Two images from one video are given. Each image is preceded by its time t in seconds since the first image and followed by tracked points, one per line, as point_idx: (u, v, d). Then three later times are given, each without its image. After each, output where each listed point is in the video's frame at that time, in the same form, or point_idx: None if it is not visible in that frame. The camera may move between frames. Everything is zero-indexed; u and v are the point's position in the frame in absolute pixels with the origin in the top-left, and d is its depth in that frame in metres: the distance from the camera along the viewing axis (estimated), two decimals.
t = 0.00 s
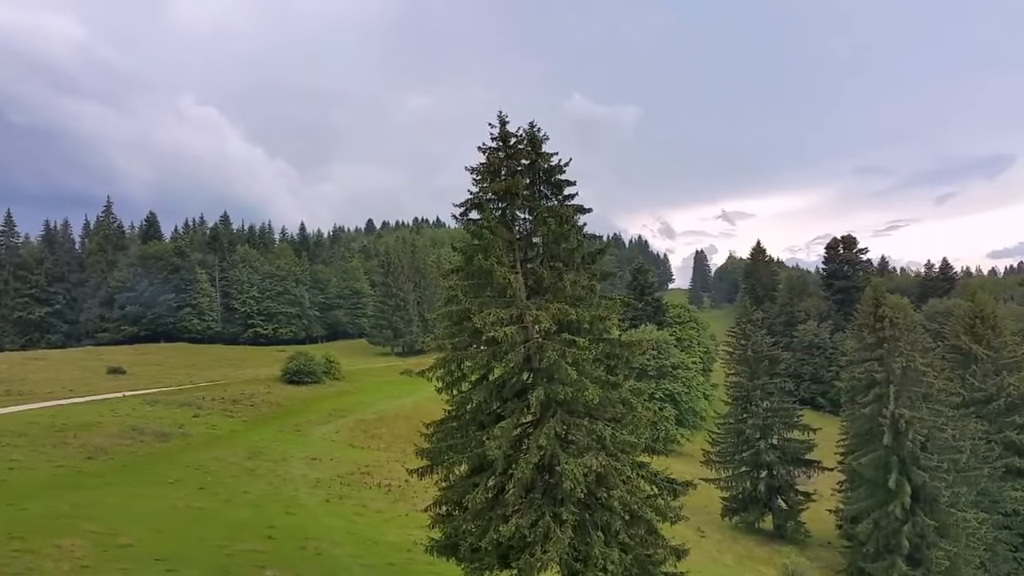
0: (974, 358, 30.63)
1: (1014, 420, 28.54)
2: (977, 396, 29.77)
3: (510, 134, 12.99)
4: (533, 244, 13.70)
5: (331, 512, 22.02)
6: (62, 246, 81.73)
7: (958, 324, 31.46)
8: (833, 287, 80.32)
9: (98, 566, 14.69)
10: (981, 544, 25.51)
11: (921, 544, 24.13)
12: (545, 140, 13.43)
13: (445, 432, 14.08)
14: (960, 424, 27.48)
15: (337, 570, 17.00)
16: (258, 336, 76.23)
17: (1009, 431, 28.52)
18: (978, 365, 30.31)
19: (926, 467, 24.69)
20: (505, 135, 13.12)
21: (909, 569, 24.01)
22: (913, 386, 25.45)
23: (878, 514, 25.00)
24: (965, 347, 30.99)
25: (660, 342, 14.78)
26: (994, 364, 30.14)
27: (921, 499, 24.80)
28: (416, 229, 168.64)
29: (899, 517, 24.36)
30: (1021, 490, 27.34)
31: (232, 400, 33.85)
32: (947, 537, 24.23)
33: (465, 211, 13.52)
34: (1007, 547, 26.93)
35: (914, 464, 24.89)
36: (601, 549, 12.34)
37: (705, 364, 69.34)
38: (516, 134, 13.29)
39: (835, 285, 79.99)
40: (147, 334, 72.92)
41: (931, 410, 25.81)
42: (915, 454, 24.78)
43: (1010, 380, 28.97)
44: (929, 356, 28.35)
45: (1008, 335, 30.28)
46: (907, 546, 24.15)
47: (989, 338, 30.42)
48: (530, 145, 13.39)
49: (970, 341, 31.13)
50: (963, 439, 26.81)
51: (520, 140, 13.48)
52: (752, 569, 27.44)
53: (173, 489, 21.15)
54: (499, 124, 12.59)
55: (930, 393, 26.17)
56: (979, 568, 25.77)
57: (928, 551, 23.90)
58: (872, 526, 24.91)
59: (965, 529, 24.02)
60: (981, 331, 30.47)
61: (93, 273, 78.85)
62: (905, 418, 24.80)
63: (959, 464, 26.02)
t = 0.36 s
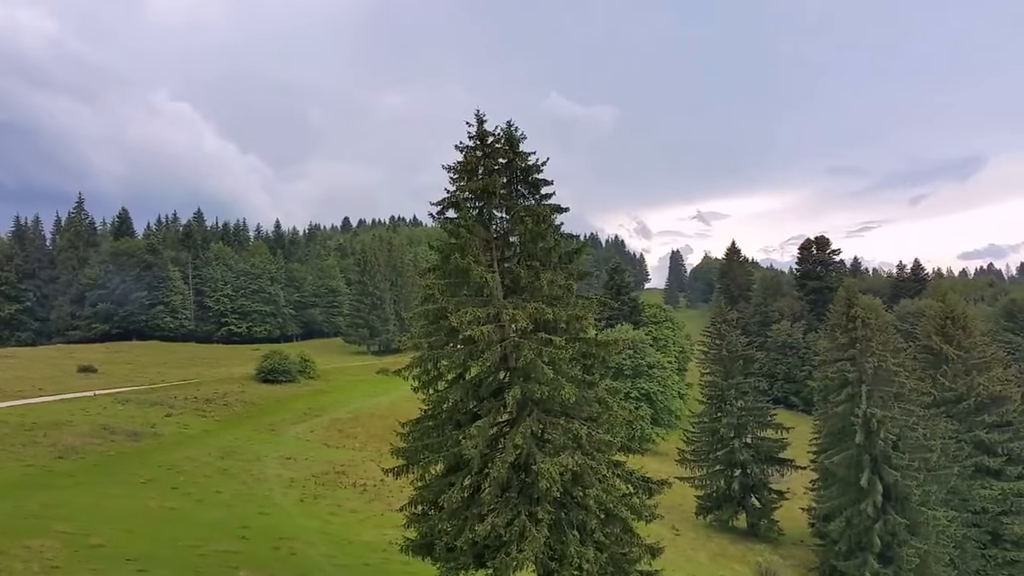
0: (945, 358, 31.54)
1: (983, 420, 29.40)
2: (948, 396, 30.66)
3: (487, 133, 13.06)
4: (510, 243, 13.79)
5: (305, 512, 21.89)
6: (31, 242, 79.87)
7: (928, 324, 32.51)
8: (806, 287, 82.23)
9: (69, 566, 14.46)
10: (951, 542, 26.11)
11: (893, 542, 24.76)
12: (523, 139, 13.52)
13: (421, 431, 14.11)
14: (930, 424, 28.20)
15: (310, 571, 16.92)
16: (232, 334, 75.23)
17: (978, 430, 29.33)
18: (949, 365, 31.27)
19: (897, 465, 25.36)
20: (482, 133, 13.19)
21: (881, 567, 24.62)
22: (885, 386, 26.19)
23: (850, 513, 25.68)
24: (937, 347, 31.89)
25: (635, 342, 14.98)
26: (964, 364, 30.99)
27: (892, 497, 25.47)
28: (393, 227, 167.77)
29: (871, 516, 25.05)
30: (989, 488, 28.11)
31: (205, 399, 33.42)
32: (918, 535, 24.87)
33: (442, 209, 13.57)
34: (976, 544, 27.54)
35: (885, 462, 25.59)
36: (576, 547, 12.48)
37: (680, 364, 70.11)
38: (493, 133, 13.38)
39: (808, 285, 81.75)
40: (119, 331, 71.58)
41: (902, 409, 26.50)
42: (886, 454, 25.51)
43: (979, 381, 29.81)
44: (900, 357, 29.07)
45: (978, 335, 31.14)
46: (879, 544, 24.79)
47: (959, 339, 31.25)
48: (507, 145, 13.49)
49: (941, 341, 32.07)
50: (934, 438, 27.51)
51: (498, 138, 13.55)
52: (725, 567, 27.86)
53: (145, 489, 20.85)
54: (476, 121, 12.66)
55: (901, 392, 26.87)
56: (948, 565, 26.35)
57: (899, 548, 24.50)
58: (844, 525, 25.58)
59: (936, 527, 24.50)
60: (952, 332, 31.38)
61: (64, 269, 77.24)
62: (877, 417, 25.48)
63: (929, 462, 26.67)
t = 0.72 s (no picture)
0: (916, 359, 31.98)
1: (953, 419, 30.19)
2: (919, 395, 31.25)
3: (465, 131, 13.11)
4: (488, 242, 13.86)
5: (279, 512, 21.73)
6: None
7: (901, 324, 32.56)
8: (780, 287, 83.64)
9: (38, 566, 14.19)
10: (921, 538, 26.78)
11: (864, 539, 25.37)
12: (501, 138, 13.59)
13: (397, 430, 14.12)
14: (901, 423, 28.86)
15: (284, 571, 16.80)
16: (205, 332, 74.16)
17: (947, 429, 30.20)
18: (919, 365, 31.74)
19: (869, 464, 25.97)
20: (460, 132, 13.23)
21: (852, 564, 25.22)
22: (857, 385, 26.84)
23: (823, 510, 26.28)
24: (908, 347, 32.20)
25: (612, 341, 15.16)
26: (934, 365, 31.61)
27: (864, 495, 26.04)
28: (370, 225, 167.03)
29: (842, 514, 25.66)
30: (958, 486, 28.89)
31: (177, 398, 32.94)
32: (889, 532, 25.46)
33: (419, 207, 13.57)
34: (944, 541, 28.45)
35: (857, 460, 26.21)
36: (552, 546, 12.55)
37: (656, 363, 70.86)
38: (471, 131, 13.44)
39: (782, 285, 83.15)
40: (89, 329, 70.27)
41: (873, 409, 27.15)
42: (858, 452, 26.10)
43: (949, 381, 30.50)
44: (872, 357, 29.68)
45: (947, 336, 31.62)
46: (850, 541, 25.39)
47: (930, 339, 31.68)
48: (485, 143, 13.55)
49: (912, 341, 32.35)
50: (905, 437, 28.20)
51: (476, 137, 13.61)
52: (699, 565, 28.24)
53: (115, 489, 20.51)
54: (454, 120, 12.69)
55: (872, 392, 27.53)
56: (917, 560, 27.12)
57: (871, 546, 25.08)
58: (817, 522, 26.17)
59: (906, 524, 25.10)
60: (923, 332, 31.71)
61: (33, 265, 75.59)
62: (849, 416, 26.11)
63: (900, 460, 27.27)
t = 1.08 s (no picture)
0: (884, 358, 32.75)
1: (921, 417, 31.21)
2: (886, 394, 31.92)
3: (440, 128, 13.18)
4: (463, 239, 13.96)
5: (251, 511, 21.55)
6: None
7: (869, 324, 33.38)
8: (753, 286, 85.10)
9: (5, 566, 13.92)
10: (888, 534, 27.46)
11: (832, 535, 26.03)
12: (476, 136, 13.69)
13: (371, 428, 14.18)
14: (870, 421, 29.54)
15: (257, 571, 16.68)
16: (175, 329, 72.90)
17: (915, 427, 31.02)
18: (888, 364, 32.50)
19: (838, 461, 26.70)
20: (435, 129, 13.29)
21: (821, 559, 25.85)
22: (827, 383, 27.63)
23: (793, 507, 26.96)
24: (876, 346, 32.87)
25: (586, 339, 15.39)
26: (901, 364, 32.45)
27: (833, 491, 26.72)
28: (344, 223, 165.75)
29: (812, 510, 26.32)
30: (925, 483, 29.57)
31: (147, 396, 32.39)
32: (858, 528, 26.11)
33: (394, 204, 13.62)
34: (911, 537, 29.08)
35: (826, 458, 26.92)
36: (525, 543, 12.72)
37: (630, 361, 71.58)
38: (446, 128, 13.50)
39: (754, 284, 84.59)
40: (57, 326, 68.84)
41: (842, 406, 27.92)
42: (828, 450, 26.81)
43: (917, 379, 31.36)
44: (841, 356, 30.44)
45: (916, 335, 32.44)
46: (819, 537, 26.08)
47: (898, 338, 32.42)
48: (461, 140, 13.64)
49: (881, 340, 33.07)
50: (873, 434, 28.76)
51: (451, 134, 13.70)
52: (671, 561, 28.67)
53: (84, 488, 20.16)
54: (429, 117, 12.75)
55: (842, 390, 28.33)
56: (885, 556, 27.63)
57: (839, 542, 25.73)
58: (787, 519, 26.87)
59: (873, 520, 25.66)
60: (892, 332, 32.44)
61: None
62: (818, 414, 26.84)
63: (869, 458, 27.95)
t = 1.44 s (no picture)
0: (849, 356, 34.14)
1: (885, 415, 32.41)
2: (852, 391, 33.25)
3: (411, 124, 13.32)
4: (433, 237, 14.12)
5: (217, 510, 21.35)
6: None
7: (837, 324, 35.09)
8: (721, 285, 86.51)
9: None
10: (852, 530, 28.33)
11: (797, 531, 26.83)
12: (447, 133, 13.86)
13: (341, 426, 14.25)
14: (834, 419, 30.79)
15: (224, 571, 16.57)
16: (140, 326, 71.30)
17: (879, 425, 32.13)
18: (853, 362, 33.85)
19: (804, 458, 27.57)
20: (406, 125, 13.43)
21: (785, 554, 26.72)
22: (793, 381, 28.67)
23: (759, 503, 27.74)
24: (843, 345, 34.46)
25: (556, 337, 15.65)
26: (866, 362, 33.78)
27: (798, 488, 27.53)
28: (314, 220, 163.94)
29: (778, 506, 27.12)
30: (888, 480, 30.68)
31: (111, 394, 31.76)
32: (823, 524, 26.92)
33: (365, 202, 13.72)
34: (875, 533, 29.98)
35: (792, 455, 27.73)
36: (495, 540, 12.93)
37: (600, 359, 72.29)
38: (417, 125, 13.65)
39: (723, 283, 85.98)
40: (19, 323, 67.28)
41: (808, 405, 28.97)
42: (793, 447, 27.67)
43: (881, 377, 32.66)
44: (808, 355, 31.62)
45: (879, 334, 34.01)
46: (784, 533, 26.89)
47: (863, 337, 34.15)
48: (431, 137, 13.84)
49: (847, 340, 34.68)
50: (837, 432, 30.07)
51: (422, 132, 13.86)
52: (638, 557, 29.19)
53: (47, 487, 19.80)
54: (400, 114, 12.89)
55: (807, 388, 29.40)
56: (849, 551, 28.46)
57: (804, 537, 26.51)
58: (753, 515, 27.65)
59: (838, 516, 26.43)
60: (857, 331, 34.17)
61: None
62: (784, 411, 27.79)
63: (833, 454, 28.81)
